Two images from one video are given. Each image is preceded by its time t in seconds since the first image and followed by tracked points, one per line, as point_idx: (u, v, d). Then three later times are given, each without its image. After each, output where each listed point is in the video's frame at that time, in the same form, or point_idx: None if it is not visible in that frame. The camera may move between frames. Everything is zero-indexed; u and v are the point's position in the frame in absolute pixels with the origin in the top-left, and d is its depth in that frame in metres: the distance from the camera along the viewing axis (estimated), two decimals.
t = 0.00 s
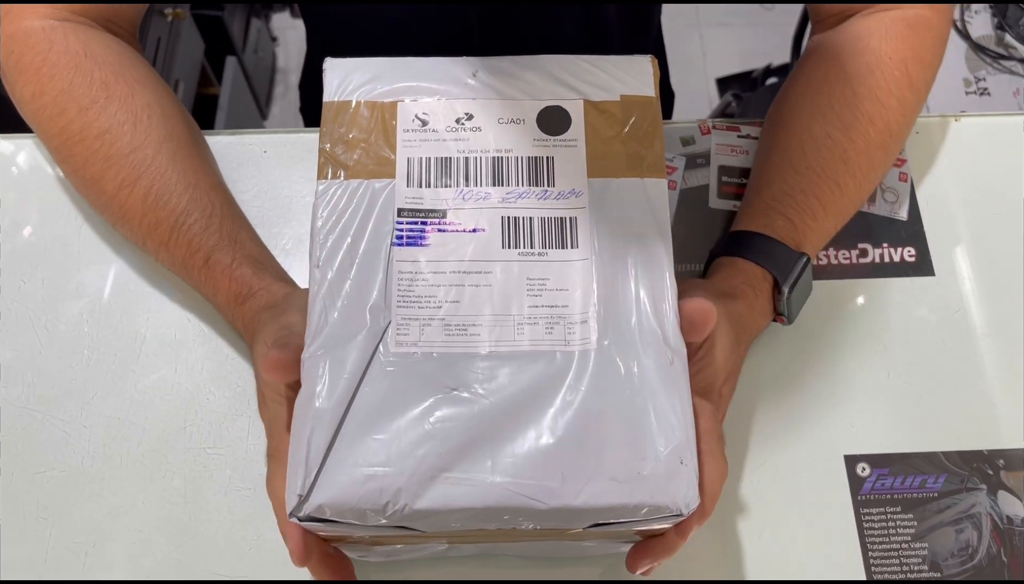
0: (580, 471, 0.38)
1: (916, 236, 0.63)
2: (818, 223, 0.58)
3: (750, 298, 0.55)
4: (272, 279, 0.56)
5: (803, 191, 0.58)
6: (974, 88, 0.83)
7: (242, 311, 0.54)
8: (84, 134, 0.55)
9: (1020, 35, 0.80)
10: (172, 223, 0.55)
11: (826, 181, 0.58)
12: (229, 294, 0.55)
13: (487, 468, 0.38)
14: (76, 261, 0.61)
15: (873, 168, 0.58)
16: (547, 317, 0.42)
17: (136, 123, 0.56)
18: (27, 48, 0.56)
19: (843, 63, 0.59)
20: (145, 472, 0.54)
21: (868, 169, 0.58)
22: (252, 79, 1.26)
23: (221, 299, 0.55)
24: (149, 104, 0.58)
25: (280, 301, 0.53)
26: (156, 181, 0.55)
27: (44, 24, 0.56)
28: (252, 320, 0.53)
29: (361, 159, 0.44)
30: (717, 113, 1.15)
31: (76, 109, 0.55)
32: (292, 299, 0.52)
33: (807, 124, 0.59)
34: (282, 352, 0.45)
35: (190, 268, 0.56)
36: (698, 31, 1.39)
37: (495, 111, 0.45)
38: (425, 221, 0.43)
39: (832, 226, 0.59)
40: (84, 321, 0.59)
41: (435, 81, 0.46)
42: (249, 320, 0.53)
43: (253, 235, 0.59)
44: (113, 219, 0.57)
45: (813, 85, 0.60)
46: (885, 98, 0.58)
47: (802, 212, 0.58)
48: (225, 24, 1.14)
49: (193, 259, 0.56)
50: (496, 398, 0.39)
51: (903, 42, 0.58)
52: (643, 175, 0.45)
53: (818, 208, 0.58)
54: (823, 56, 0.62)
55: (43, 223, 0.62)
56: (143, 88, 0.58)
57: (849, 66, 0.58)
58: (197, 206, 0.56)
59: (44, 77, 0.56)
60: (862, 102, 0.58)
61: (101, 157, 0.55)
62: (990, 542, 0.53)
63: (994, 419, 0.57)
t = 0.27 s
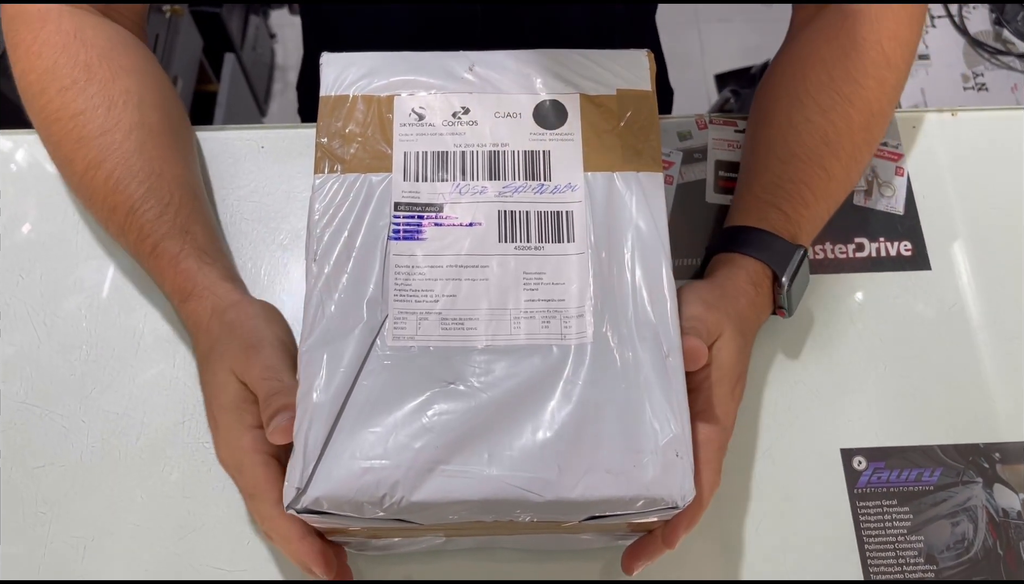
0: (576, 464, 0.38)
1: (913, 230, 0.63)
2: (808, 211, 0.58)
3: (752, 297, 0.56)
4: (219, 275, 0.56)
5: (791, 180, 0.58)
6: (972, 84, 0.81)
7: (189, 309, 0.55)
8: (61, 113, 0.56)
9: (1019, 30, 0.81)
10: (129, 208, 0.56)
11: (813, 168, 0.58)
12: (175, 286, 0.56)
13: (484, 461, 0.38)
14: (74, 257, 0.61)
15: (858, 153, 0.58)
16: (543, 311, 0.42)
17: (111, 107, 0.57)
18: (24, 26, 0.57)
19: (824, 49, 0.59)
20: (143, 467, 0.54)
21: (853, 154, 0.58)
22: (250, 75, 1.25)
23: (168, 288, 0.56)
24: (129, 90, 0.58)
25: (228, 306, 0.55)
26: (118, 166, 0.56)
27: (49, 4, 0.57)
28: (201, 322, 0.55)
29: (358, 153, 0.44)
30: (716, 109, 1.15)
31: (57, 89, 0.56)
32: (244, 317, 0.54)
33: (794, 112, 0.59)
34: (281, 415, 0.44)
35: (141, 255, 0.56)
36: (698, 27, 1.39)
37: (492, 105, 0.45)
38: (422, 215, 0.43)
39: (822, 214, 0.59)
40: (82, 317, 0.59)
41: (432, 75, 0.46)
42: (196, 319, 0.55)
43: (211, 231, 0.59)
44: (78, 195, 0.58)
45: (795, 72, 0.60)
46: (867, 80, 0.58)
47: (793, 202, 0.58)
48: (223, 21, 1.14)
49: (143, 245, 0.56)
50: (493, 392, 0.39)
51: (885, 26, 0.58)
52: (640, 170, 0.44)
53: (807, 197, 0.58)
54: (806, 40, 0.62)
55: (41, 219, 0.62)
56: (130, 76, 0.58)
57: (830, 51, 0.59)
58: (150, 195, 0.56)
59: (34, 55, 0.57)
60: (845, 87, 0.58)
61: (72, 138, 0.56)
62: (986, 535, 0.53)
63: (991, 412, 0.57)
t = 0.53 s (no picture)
0: (574, 459, 0.38)
1: (911, 225, 0.63)
2: (810, 211, 0.58)
3: (752, 294, 0.56)
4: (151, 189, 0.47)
5: (794, 179, 0.58)
6: (971, 80, 0.81)
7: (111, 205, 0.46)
8: (36, 67, 0.54)
9: (1018, 26, 0.81)
10: (89, 263, 0.36)
11: (815, 168, 0.58)
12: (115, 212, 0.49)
13: (482, 455, 0.38)
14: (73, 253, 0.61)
15: (861, 153, 0.58)
16: (541, 307, 0.42)
17: (86, 58, 0.54)
18: None
19: (829, 47, 0.59)
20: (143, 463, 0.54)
21: (857, 155, 0.58)
22: (249, 72, 1.25)
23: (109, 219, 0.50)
24: (104, 42, 0.55)
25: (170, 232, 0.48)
26: (90, 102, 0.53)
27: None
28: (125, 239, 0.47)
29: (356, 149, 0.45)
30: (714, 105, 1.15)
31: (32, 39, 0.54)
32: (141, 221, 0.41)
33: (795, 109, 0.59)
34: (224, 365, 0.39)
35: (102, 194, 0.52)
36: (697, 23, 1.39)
37: (490, 101, 0.45)
38: (420, 211, 0.43)
39: (823, 214, 0.59)
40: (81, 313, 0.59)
41: (430, 71, 0.46)
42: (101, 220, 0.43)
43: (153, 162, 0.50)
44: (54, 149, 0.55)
45: (800, 70, 0.60)
46: (873, 79, 0.57)
47: (794, 200, 0.58)
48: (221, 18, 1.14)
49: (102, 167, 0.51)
50: (491, 387, 0.40)
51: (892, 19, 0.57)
52: (638, 165, 0.45)
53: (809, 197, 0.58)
54: (810, 33, 0.61)
55: (40, 216, 0.62)
56: (111, 26, 0.56)
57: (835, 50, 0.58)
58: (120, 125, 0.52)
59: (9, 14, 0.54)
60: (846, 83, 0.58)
61: (45, 88, 0.53)
62: (984, 530, 0.53)
63: (988, 407, 0.57)
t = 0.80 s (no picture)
0: (575, 458, 0.38)
1: (912, 223, 0.63)
2: (815, 210, 0.58)
3: (749, 288, 0.56)
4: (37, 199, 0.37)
5: (801, 178, 0.58)
6: (971, 76, 0.81)
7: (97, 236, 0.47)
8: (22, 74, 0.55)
9: (1018, 22, 0.80)
10: (55, 157, 0.28)
11: (823, 168, 0.58)
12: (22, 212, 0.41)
13: (483, 455, 0.38)
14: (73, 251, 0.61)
15: (869, 155, 0.58)
16: (542, 306, 0.42)
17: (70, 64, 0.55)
18: None
19: (844, 44, 0.58)
20: (143, 462, 0.54)
21: (864, 156, 0.58)
22: (249, 69, 1.25)
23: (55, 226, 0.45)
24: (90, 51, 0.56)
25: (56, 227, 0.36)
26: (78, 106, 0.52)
27: None
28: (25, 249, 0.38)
29: (356, 147, 0.44)
30: (715, 102, 1.15)
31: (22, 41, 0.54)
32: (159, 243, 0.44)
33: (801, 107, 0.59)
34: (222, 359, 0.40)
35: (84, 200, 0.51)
36: (697, 19, 1.39)
37: (490, 99, 0.45)
38: (421, 209, 0.43)
39: (828, 214, 0.59)
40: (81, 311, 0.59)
41: (430, 68, 0.46)
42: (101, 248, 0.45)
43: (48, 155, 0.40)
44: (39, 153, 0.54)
45: (813, 67, 0.59)
46: (888, 82, 0.57)
47: (799, 199, 0.57)
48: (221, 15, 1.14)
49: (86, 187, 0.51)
50: (492, 387, 0.39)
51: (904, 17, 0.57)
52: (638, 163, 0.44)
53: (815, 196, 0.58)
54: (818, 32, 0.61)
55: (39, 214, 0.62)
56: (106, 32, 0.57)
57: (850, 48, 0.58)
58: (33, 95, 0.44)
59: None
60: (854, 81, 0.58)
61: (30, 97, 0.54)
62: (986, 528, 0.53)
63: (990, 405, 0.57)
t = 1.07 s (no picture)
0: (575, 464, 0.38)
1: (914, 224, 0.62)
2: (825, 212, 0.58)
3: (754, 291, 0.55)
4: (235, 262, 0.55)
5: (810, 180, 0.58)
6: (973, 75, 0.79)
7: (202, 290, 0.54)
8: (71, 107, 0.56)
9: (1018, 22, 0.80)
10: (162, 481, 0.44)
11: (833, 170, 0.58)
12: (192, 274, 0.55)
13: (482, 460, 0.38)
14: (72, 253, 0.61)
15: (881, 159, 0.59)
16: (542, 310, 0.41)
17: (121, 98, 0.57)
18: (24, 15, 0.57)
19: (854, 53, 0.60)
20: (142, 465, 0.54)
21: (876, 160, 0.58)
22: (248, 68, 1.25)
23: (184, 278, 0.56)
24: (137, 84, 0.58)
25: (233, 287, 0.52)
26: (134, 158, 0.56)
27: None
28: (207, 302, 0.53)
29: (354, 150, 0.44)
30: (715, 100, 1.14)
31: (64, 82, 0.56)
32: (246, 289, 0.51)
33: (812, 112, 0.60)
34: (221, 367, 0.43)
35: (160, 248, 0.56)
36: (697, 17, 1.38)
37: (490, 101, 0.45)
38: (420, 212, 0.43)
39: (837, 217, 0.58)
40: (79, 313, 0.59)
41: (429, 70, 0.45)
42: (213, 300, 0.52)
43: (227, 222, 0.59)
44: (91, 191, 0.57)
45: (824, 73, 0.61)
46: (898, 88, 0.58)
47: (807, 202, 0.58)
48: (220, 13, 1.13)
49: (164, 237, 0.56)
50: (491, 392, 0.39)
51: (911, 32, 0.59)
52: (639, 166, 0.44)
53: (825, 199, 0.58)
54: (826, 45, 0.63)
55: (37, 214, 0.62)
56: (139, 67, 0.59)
57: (860, 56, 0.60)
58: (175, 182, 0.57)
59: (40, 51, 0.56)
60: (863, 89, 0.59)
61: (84, 131, 0.56)
62: (987, 531, 0.53)
63: (992, 407, 0.56)
